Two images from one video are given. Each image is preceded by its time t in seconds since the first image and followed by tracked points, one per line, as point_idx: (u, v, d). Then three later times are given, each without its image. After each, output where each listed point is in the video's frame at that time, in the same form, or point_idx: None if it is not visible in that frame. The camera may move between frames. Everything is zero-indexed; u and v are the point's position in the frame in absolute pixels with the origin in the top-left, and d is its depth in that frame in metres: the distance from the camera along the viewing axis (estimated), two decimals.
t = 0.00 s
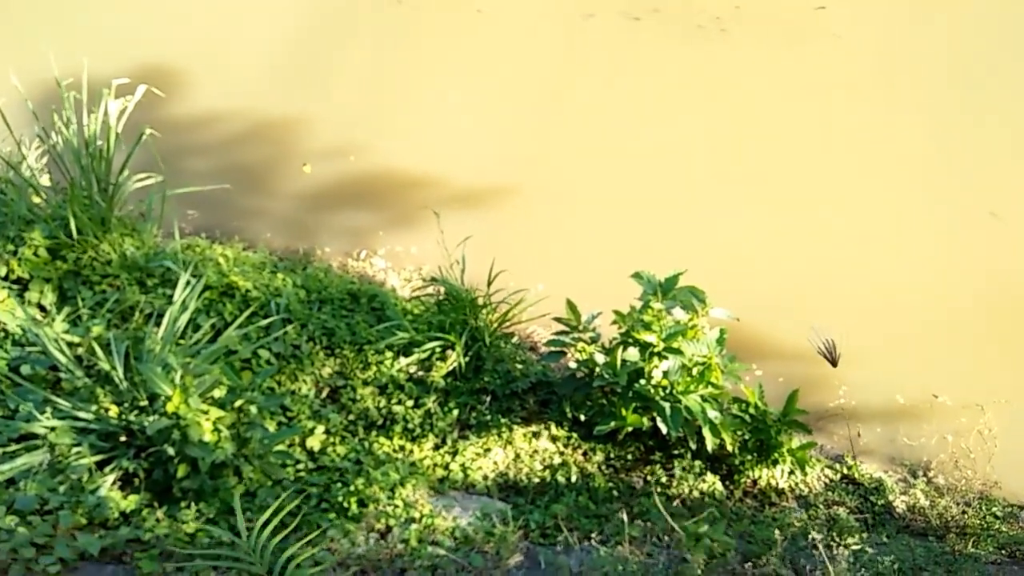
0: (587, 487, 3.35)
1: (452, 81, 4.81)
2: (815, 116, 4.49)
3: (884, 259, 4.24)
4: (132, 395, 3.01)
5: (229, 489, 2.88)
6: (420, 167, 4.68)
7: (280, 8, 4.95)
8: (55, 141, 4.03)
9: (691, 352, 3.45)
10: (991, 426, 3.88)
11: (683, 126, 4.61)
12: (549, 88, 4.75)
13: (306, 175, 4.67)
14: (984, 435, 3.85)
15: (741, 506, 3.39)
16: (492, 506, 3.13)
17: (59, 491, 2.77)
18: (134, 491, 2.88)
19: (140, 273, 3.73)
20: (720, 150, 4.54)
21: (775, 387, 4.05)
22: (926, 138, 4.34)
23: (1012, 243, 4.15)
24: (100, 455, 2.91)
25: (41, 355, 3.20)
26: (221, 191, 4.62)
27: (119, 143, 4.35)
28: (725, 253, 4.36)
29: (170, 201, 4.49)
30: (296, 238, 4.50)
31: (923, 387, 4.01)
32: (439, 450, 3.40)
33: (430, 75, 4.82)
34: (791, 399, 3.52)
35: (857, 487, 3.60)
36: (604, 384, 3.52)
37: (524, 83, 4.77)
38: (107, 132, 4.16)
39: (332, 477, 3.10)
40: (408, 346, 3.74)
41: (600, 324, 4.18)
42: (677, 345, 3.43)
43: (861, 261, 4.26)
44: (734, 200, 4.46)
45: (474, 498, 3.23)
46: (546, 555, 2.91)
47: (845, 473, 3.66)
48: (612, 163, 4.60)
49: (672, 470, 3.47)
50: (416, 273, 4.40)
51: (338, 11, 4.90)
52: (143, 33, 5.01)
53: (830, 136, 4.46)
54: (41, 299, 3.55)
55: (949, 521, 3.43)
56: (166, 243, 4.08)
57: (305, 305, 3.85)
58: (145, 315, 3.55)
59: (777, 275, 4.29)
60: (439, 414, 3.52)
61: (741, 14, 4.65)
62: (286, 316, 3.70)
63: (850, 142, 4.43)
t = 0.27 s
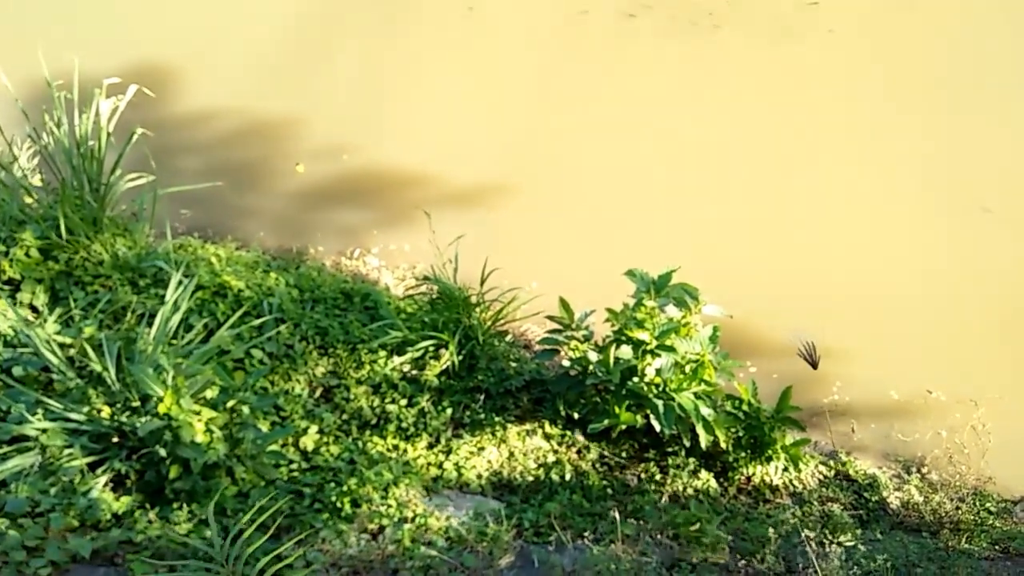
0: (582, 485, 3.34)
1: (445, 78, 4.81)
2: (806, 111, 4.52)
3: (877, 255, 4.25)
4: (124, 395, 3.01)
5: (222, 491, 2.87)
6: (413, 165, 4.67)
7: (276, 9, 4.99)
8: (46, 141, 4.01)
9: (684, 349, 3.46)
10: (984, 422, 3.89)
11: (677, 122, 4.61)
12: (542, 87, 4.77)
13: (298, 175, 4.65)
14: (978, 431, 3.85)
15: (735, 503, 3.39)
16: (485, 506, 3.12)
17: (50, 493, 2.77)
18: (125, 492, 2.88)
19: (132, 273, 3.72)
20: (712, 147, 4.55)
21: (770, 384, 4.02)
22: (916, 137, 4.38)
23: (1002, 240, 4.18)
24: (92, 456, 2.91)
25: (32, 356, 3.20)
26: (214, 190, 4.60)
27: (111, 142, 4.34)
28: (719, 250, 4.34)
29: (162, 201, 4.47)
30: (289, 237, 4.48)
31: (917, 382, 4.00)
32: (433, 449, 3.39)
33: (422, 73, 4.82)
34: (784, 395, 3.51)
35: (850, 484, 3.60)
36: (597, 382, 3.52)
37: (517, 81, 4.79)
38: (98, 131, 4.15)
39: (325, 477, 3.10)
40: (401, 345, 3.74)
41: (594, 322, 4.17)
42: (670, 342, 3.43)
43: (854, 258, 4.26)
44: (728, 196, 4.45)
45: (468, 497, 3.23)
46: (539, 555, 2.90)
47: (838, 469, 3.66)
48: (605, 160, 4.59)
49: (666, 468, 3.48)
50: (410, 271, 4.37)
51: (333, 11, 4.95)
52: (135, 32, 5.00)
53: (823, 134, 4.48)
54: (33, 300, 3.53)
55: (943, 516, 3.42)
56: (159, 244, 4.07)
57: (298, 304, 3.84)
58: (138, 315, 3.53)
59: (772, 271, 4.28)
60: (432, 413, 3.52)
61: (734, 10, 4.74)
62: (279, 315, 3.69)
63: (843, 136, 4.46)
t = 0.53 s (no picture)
0: (575, 485, 3.33)
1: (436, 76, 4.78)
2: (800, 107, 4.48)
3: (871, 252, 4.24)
4: (113, 398, 2.98)
5: (212, 493, 2.85)
6: (405, 164, 4.66)
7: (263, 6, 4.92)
8: (35, 141, 3.99)
9: (677, 348, 3.43)
10: (979, 418, 3.87)
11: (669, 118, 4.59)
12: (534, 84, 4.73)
13: (289, 175, 4.64)
14: (972, 428, 3.84)
15: (729, 501, 3.36)
16: (477, 508, 3.11)
17: (37, 497, 2.74)
18: (114, 496, 2.86)
19: (121, 275, 3.69)
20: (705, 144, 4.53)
21: (763, 382, 4.01)
22: (912, 132, 4.33)
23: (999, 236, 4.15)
24: (80, 460, 2.89)
25: (20, 359, 3.17)
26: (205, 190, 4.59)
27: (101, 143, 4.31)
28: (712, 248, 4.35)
29: (152, 201, 4.45)
30: (280, 237, 4.48)
31: (911, 379, 4.01)
32: (425, 450, 3.37)
33: (413, 71, 4.79)
34: (777, 394, 3.51)
35: (844, 481, 3.59)
36: (590, 381, 3.52)
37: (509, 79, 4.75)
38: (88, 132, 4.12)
39: (317, 479, 3.08)
40: (393, 346, 3.72)
41: (587, 321, 4.16)
42: (663, 341, 3.42)
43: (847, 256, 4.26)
44: (721, 194, 4.44)
45: (461, 498, 3.22)
46: (531, 556, 2.88)
47: (832, 467, 3.65)
48: (598, 158, 4.58)
49: (659, 467, 3.46)
50: (402, 271, 4.35)
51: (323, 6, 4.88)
52: (124, 32, 4.96)
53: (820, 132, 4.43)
54: (21, 302, 3.50)
55: (937, 513, 3.40)
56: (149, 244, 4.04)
57: (289, 305, 3.82)
58: (127, 317, 3.51)
59: (765, 270, 4.29)
60: (425, 414, 3.50)
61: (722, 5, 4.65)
62: (270, 316, 3.67)
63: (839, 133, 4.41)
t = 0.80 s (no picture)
0: (569, 480, 3.31)
1: (424, 67, 4.68)
2: (793, 100, 4.34)
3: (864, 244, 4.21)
4: (102, 397, 2.96)
5: (202, 493, 2.84)
6: (396, 160, 4.64)
7: None
8: (22, 140, 3.95)
9: (670, 342, 3.44)
10: (972, 410, 3.90)
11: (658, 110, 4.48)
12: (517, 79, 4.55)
13: (279, 172, 4.64)
14: (965, 420, 3.87)
15: (723, 495, 3.35)
16: (470, 504, 3.09)
17: (26, 498, 2.72)
18: (104, 495, 2.84)
19: (109, 273, 3.66)
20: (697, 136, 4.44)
21: (758, 375, 4.07)
22: (909, 124, 4.22)
23: (995, 226, 4.08)
24: (69, 460, 2.87)
25: (8, 359, 3.15)
26: (196, 188, 4.63)
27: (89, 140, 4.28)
28: (702, 242, 4.36)
29: (142, 200, 4.50)
30: (270, 233, 4.54)
31: (903, 371, 4.02)
32: (418, 446, 3.35)
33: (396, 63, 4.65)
34: (771, 386, 3.50)
35: (838, 474, 3.59)
36: (583, 376, 3.50)
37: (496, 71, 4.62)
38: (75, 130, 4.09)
39: (309, 477, 3.06)
40: (385, 342, 3.70)
41: (579, 315, 4.12)
42: (656, 335, 3.41)
43: (839, 247, 4.24)
44: (714, 186, 4.40)
45: (454, 494, 3.20)
46: (524, 552, 2.86)
47: (826, 459, 3.65)
48: (589, 151, 4.53)
49: (653, 461, 3.45)
50: (394, 268, 4.43)
51: None
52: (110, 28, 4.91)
53: (817, 121, 4.32)
54: (9, 302, 3.47)
55: (931, 505, 3.40)
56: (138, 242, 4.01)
57: (280, 301, 3.80)
58: (116, 315, 3.48)
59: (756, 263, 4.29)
60: (417, 410, 3.48)
61: None
62: (260, 313, 3.65)
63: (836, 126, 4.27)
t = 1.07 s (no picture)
0: (560, 471, 3.32)
1: (412, 65, 4.75)
2: (779, 92, 4.49)
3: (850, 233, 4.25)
4: (91, 396, 2.95)
5: (193, 490, 2.84)
6: (383, 153, 4.62)
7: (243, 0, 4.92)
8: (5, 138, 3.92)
9: (659, 333, 3.45)
10: (960, 395, 3.92)
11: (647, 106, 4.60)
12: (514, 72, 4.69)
13: (265, 167, 4.59)
14: (953, 405, 3.89)
15: (714, 484, 3.37)
16: (462, 497, 3.10)
17: (16, 499, 2.71)
18: (95, 494, 2.84)
19: (97, 271, 3.65)
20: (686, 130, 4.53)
21: (747, 365, 4.04)
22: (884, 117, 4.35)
23: (977, 218, 4.17)
24: (59, 459, 2.86)
25: None
26: (183, 185, 4.53)
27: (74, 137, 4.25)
28: (691, 232, 4.34)
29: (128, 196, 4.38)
30: (259, 229, 4.41)
31: (892, 358, 4.03)
32: (409, 440, 3.35)
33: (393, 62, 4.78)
34: (760, 376, 3.50)
35: (828, 462, 3.59)
36: (573, 368, 3.50)
37: (488, 68, 4.72)
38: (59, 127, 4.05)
39: (301, 473, 3.06)
40: (375, 337, 3.70)
41: (569, 307, 4.13)
42: (645, 327, 3.43)
43: (824, 234, 4.26)
44: (702, 178, 4.43)
45: (446, 488, 3.21)
46: (517, 544, 2.88)
47: (815, 448, 3.65)
48: (577, 145, 4.55)
49: (644, 452, 3.46)
50: (383, 262, 4.31)
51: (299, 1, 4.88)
52: (95, 26, 4.90)
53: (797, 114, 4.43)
54: None
55: (920, 491, 3.42)
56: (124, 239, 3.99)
57: (268, 297, 3.79)
58: (104, 313, 3.47)
59: (745, 252, 4.29)
60: (408, 404, 3.48)
61: None
62: (249, 310, 3.64)
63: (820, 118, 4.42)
